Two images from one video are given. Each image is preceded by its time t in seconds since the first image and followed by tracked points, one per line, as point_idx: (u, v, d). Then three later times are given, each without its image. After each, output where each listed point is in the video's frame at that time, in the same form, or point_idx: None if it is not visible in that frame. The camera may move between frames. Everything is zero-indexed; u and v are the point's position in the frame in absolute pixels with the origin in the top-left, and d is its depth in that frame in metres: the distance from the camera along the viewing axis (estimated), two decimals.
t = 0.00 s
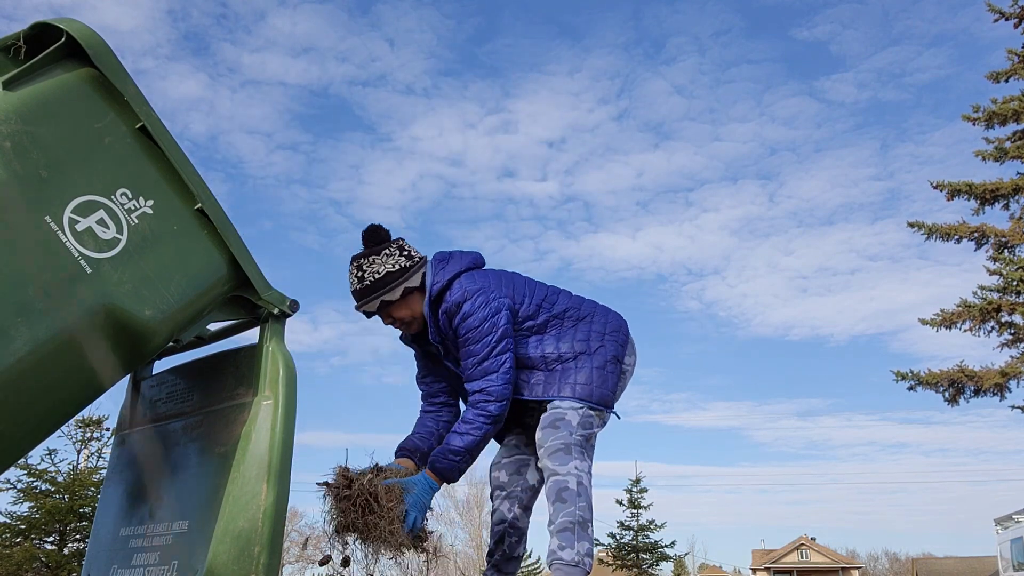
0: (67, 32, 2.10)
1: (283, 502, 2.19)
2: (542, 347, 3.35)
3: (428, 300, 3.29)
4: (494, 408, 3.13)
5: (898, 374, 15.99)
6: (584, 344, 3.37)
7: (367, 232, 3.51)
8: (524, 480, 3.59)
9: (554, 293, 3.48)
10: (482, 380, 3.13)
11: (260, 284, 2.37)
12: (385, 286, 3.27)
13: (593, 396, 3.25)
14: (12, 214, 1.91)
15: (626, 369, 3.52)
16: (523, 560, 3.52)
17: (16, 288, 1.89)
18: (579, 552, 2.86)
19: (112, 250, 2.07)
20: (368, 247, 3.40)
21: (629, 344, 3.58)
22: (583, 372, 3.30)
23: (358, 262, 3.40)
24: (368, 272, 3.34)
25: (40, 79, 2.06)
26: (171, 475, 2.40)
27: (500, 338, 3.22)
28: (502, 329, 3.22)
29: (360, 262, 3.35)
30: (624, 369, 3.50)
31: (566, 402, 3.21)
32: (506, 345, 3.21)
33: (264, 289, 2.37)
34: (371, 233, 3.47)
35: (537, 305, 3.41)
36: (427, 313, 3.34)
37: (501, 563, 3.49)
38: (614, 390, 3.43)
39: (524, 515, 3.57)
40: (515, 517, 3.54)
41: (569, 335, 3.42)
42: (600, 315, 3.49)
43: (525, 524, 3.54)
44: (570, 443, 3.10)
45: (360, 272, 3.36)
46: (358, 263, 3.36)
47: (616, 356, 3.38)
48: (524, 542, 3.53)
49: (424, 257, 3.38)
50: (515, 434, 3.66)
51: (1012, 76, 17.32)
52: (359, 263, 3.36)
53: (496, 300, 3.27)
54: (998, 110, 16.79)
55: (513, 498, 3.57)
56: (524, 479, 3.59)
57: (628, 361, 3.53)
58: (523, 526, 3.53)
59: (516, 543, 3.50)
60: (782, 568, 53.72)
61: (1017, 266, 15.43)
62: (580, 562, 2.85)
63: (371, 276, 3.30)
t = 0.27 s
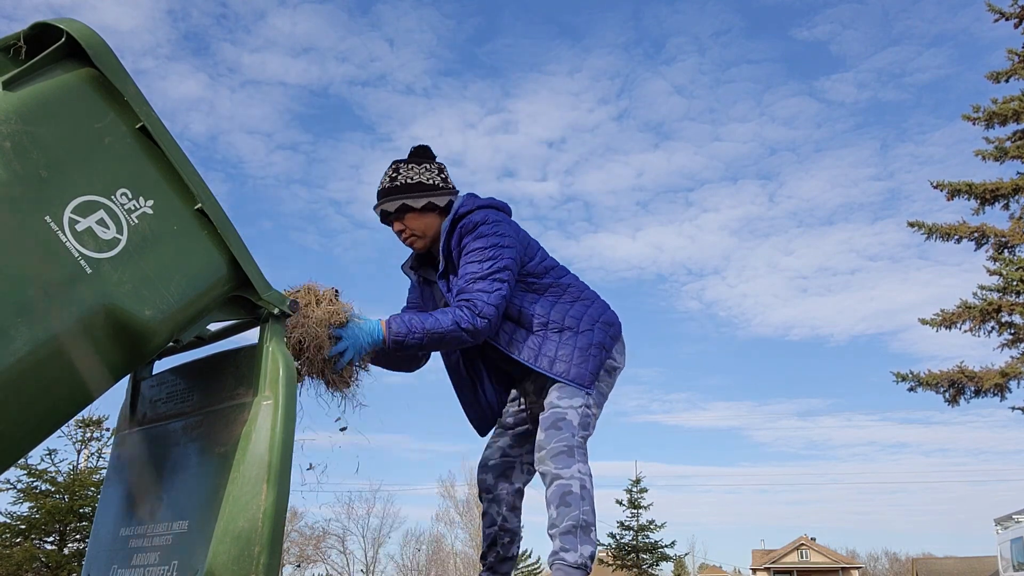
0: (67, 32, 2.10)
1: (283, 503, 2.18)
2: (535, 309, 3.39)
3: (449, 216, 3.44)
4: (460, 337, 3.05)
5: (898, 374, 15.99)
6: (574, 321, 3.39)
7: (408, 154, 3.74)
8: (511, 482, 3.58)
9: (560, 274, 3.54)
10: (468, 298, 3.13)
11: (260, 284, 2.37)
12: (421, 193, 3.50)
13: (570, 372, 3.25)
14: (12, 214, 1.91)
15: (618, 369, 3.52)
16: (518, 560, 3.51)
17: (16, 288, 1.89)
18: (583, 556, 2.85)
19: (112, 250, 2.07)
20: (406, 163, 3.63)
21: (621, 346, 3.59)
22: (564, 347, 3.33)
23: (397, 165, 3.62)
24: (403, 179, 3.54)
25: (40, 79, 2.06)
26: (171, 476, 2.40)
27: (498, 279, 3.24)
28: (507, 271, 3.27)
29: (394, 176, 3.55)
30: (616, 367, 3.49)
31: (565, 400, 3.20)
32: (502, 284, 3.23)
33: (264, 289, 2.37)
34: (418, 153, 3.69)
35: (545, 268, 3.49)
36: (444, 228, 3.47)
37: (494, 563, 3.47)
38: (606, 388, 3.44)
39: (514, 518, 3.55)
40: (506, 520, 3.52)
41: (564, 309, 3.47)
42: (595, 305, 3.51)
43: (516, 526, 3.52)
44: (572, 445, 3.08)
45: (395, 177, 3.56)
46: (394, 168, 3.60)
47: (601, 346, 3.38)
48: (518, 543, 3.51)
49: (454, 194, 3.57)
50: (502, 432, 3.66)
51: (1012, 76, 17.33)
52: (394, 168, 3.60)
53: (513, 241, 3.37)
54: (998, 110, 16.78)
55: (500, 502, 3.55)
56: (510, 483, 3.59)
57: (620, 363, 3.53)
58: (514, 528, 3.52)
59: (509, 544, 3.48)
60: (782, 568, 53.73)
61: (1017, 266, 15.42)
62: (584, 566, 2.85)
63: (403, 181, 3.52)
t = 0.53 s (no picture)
0: (67, 32, 2.10)
1: (283, 502, 2.18)
2: (510, 278, 3.39)
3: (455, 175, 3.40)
4: (400, 215, 2.92)
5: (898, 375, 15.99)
6: (552, 296, 3.38)
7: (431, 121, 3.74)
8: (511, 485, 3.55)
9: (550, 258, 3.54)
10: (429, 196, 3.11)
11: (260, 284, 2.37)
12: (452, 155, 3.56)
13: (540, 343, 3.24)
14: (13, 214, 1.91)
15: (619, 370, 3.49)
16: (518, 561, 3.50)
17: (15, 288, 1.89)
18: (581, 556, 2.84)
19: (112, 250, 2.07)
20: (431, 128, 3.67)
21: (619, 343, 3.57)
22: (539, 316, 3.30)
23: (425, 129, 3.64)
24: (432, 139, 3.56)
25: (40, 79, 2.06)
26: (172, 475, 2.40)
27: (469, 225, 3.20)
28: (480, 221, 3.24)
29: (421, 138, 3.57)
30: (611, 363, 3.41)
31: (565, 401, 3.19)
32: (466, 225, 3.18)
33: (264, 289, 2.37)
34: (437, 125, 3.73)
35: (531, 244, 3.51)
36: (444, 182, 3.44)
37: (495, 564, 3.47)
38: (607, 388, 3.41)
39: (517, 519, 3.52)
40: (508, 521, 3.50)
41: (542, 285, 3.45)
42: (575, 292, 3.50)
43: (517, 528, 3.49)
44: (572, 446, 3.08)
45: (423, 138, 3.57)
46: (422, 130, 3.62)
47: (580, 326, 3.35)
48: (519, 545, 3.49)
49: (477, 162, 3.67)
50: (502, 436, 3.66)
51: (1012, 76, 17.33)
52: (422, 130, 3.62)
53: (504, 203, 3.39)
54: (998, 110, 16.78)
55: (505, 504, 3.54)
56: (512, 484, 3.56)
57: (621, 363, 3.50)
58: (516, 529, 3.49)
59: (510, 545, 3.46)
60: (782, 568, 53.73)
61: (1017, 266, 15.42)
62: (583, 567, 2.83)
63: (431, 141, 3.54)
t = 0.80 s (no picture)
0: (67, 32, 2.10)
1: (283, 503, 2.18)
2: (523, 291, 3.38)
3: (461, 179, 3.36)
4: (448, 263, 2.89)
5: (898, 375, 15.99)
6: (562, 304, 3.38)
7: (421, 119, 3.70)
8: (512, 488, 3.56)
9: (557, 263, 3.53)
10: (463, 231, 3.06)
11: (260, 284, 2.37)
12: (447, 151, 3.56)
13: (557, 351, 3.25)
14: (13, 214, 1.91)
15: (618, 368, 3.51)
16: (520, 563, 3.50)
17: (15, 288, 1.89)
18: (581, 558, 2.83)
19: (112, 250, 2.07)
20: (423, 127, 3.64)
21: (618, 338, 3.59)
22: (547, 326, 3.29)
23: (417, 126, 3.62)
24: (426, 136, 3.55)
25: (40, 79, 2.06)
26: (172, 475, 2.40)
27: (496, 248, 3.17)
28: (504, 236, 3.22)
29: (416, 138, 3.54)
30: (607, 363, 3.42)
31: (564, 401, 3.19)
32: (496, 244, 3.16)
33: (264, 289, 2.37)
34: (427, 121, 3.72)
35: (540, 249, 3.49)
36: (451, 189, 3.39)
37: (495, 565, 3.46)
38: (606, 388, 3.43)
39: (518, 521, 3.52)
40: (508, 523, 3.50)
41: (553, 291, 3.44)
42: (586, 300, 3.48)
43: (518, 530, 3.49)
44: (571, 447, 3.08)
45: (417, 134, 3.56)
46: (415, 126, 3.60)
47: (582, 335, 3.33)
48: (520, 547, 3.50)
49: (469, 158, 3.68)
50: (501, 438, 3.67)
51: (1012, 77, 17.34)
52: (415, 126, 3.60)
53: (518, 210, 3.36)
54: (998, 110, 16.78)
55: (506, 506, 3.54)
56: (513, 486, 3.56)
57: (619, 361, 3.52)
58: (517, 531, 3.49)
59: (511, 547, 3.47)
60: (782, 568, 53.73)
61: (1017, 266, 15.42)
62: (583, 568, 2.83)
63: (427, 137, 3.53)
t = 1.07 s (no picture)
0: (67, 32, 2.10)
1: (283, 503, 2.18)
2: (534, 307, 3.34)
3: (436, 219, 3.35)
4: (507, 351, 3.00)
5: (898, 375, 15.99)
6: (573, 308, 3.36)
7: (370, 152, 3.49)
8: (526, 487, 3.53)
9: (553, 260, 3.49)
10: (492, 302, 3.07)
11: (260, 284, 2.37)
12: (393, 200, 3.33)
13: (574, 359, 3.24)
14: (13, 214, 1.91)
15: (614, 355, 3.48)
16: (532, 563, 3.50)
17: (15, 288, 1.89)
18: (575, 557, 2.84)
19: (112, 250, 2.07)
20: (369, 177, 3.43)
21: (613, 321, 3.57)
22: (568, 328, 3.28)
23: (361, 182, 3.45)
24: (369, 198, 3.35)
25: (39, 79, 2.06)
26: (172, 475, 2.40)
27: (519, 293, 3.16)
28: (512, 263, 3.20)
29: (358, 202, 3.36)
30: (607, 358, 3.43)
31: (552, 400, 3.18)
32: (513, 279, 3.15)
33: (264, 289, 2.37)
34: (375, 155, 3.48)
35: (538, 258, 3.44)
36: (433, 234, 3.36)
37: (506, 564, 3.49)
38: (601, 379, 3.41)
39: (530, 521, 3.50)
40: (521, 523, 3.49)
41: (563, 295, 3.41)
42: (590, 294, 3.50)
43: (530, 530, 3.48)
44: (560, 446, 3.08)
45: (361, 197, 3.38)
46: (359, 178, 3.43)
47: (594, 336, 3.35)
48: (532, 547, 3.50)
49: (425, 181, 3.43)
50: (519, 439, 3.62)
51: (1012, 77, 17.34)
52: (360, 179, 3.43)
53: (507, 229, 3.31)
54: (998, 110, 16.78)
55: (522, 504, 3.52)
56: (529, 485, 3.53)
57: (615, 348, 3.48)
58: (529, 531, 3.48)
59: (523, 546, 3.48)
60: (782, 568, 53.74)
61: (1017, 266, 15.42)
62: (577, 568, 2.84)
63: (370, 201, 3.34)
